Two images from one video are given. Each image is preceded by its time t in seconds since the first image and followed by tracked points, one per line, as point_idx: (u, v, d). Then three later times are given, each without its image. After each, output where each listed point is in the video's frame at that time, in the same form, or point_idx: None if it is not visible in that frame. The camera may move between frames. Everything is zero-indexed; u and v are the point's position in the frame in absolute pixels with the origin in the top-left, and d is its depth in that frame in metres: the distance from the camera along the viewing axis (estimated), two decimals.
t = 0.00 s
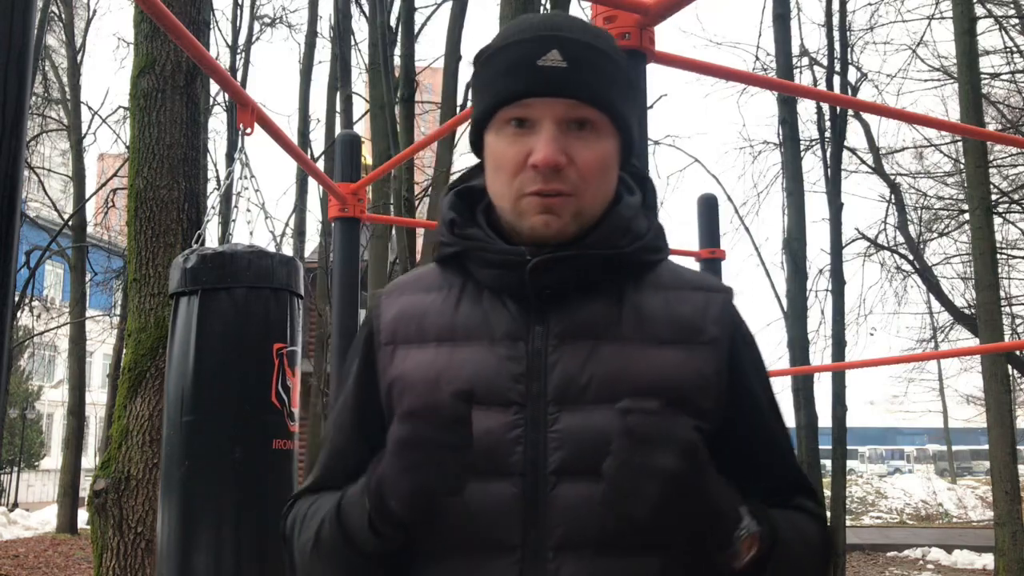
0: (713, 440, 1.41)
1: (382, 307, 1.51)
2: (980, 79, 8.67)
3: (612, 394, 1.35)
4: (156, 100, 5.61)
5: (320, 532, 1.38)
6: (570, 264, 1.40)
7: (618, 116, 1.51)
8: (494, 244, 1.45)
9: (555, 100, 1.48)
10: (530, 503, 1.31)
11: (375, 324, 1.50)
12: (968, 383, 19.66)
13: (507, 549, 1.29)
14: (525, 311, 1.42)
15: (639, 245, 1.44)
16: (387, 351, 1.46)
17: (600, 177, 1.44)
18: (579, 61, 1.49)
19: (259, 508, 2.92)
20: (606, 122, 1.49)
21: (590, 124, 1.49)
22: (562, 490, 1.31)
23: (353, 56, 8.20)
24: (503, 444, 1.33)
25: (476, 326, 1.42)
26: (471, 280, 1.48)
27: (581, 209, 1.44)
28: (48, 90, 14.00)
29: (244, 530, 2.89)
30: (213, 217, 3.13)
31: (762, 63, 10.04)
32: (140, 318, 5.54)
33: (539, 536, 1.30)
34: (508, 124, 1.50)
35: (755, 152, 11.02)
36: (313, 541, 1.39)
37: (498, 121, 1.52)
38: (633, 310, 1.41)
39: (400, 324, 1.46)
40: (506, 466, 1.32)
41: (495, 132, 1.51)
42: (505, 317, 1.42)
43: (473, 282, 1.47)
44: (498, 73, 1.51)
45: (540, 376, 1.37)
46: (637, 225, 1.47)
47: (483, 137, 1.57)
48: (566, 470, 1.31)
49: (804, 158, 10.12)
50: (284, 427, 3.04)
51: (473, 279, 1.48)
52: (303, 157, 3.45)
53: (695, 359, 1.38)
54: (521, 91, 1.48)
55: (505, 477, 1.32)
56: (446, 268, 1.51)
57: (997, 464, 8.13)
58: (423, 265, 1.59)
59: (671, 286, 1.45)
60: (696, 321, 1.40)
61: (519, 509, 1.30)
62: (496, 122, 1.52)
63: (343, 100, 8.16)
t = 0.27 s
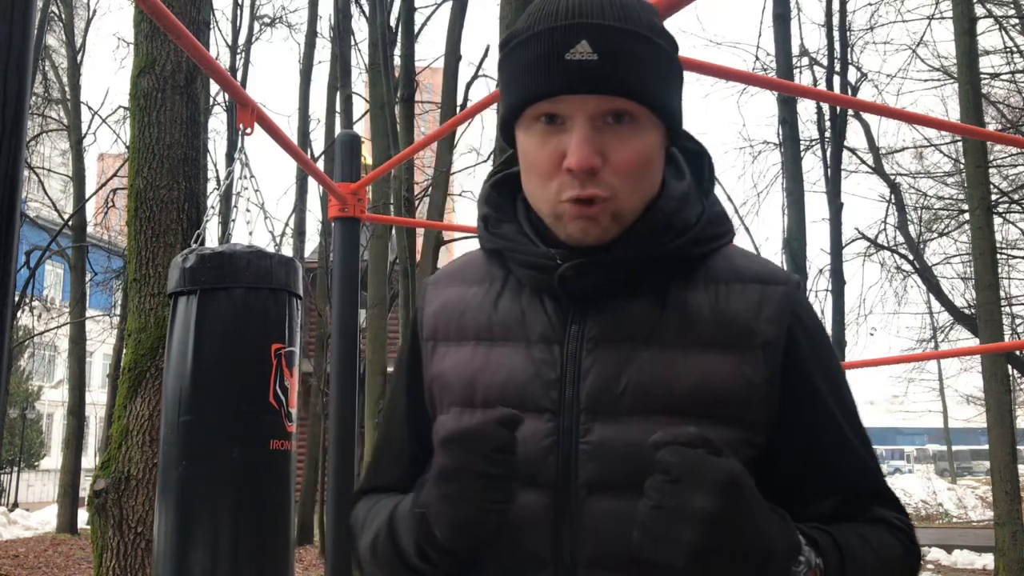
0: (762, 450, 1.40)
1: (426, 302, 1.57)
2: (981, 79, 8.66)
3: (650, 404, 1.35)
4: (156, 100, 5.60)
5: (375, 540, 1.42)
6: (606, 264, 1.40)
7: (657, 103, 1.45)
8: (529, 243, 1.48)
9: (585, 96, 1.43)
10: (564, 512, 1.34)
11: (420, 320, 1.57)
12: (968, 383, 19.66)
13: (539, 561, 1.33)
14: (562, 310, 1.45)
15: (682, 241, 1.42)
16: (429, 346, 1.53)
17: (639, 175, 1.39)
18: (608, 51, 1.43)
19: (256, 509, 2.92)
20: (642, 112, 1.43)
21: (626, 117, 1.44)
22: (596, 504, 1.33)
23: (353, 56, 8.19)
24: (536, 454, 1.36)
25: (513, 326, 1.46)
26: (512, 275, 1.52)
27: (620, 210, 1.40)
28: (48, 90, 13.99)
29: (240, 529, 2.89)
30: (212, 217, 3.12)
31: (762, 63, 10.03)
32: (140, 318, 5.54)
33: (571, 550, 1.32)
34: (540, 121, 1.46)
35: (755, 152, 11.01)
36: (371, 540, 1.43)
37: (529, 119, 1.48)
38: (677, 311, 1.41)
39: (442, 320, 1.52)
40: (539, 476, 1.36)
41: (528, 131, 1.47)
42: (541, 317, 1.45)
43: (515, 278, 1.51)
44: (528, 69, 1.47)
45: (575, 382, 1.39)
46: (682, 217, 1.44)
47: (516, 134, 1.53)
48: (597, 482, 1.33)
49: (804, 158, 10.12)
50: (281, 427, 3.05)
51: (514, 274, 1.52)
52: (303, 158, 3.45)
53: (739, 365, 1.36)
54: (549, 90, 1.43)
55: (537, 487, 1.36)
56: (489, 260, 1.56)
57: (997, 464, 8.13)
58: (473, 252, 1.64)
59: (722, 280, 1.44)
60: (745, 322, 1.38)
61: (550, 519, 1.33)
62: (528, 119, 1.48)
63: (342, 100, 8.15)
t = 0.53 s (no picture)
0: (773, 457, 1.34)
1: (440, 300, 1.57)
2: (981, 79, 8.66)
3: (657, 409, 1.29)
4: (156, 100, 5.61)
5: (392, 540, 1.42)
6: (614, 269, 1.35)
7: (673, 109, 1.37)
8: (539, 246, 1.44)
9: (598, 102, 1.35)
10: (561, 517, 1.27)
11: (434, 318, 1.57)
12: (968, 383, 19.68)
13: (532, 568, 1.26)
14: (570, 312, 1.41)
15: (694, 247, 1.37)
16: (440, 344, 1.53)
17: (652, 182, 1.33)
18: (624, 56, 1.34)
19: (253, 509, 2.92)
20: (658, 118, 1.36)
21: (641, 122, 1.36)
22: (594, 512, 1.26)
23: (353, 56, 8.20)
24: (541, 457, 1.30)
25: (521, 327, 1.42)
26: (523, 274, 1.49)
27: (630, 217, 1.34)
28: (48, 90, 14.01)
29: (239, 529, 2.89)
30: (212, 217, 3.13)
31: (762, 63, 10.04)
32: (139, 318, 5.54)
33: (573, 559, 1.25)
34: (551, 125, 1.39)
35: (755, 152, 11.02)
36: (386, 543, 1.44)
37: (540, 123, 1.40)
38: (687, 315, 1.35)
39: (453, 319, 1.51)
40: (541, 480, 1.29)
41: (537, 133, 1.41)
42: (549, 321, 1.41)
43: (525, 277, 1.48)
44: (539, 72, 1.40)
45: (582, 386, 1.34)
46: (696, 221, 1.39)
47: (525, 135, 1.46)
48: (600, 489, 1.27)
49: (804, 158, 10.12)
50: (280, 428, 3.05)
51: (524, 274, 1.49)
52: (303, 157, 3.45)
53: (750, 372, 1.30)
54: (560, 95, 1.36)
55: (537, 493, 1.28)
56: (502, 259, 1.54)
57: (997, 464, 8.13)
58: (487, 249, 1.62)
59: (735, 285, 1.37)
60: (756, 328, 1.32)
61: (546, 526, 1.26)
62: (538, 122, 1.41)
63: (343, 100, 8.15)
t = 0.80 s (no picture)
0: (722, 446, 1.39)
1: (395, 303, 1.57)
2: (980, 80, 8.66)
3: (614, 398, 1.34)
4: (156, 100, 5.61)
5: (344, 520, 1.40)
6: (574, 264, 1.39)
7: (630, 112, 1.48)
8: (500, 242, 1.46)
9: (566, 102, 1.45)
10: (529, 505, 1.32)
11: (388, 321, 1.56)
12: (968, 383, 19.67)
13: (505, 554, 1.30)
14: (530, 308, 1.43)
15: (649, 244, 1.43)
16: (397, 345, 1.52)
17: (614, 178, 1.43)
18: (590, 63, 1.45)
19: (253, 509, 2.92)
20: (618, 120, 1.47)
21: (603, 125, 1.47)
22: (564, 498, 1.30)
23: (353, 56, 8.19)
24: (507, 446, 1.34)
25: (481, 324, 1.44)
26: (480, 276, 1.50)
27: (594, 211, 1.43)
28: (48, 90, 13.99)
29: (238, 528, 2.90)
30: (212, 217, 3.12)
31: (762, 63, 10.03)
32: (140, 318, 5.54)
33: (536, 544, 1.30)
34: (520, 125, 1.48)
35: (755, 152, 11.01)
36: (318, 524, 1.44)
37: (509, 122, 1.50)
38: (641, 309, 1.40)
39: (411, 320, 1.52)
40: (506, 471, 1.32)
41: (506, 133, 1.50)
42: (507, 316, 1.43)
43: (482, 279, 1.50)
44: (510, 75, 1.49)
45: (542, 378, 1.38)
46: (648, 222, 1.47)
47: (493, 135, 1.55)
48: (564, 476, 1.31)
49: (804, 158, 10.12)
50: (280, 429, 3.04)
51: (481, 275, 1.50)
52: (303, 157, 3.45)
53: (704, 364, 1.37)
54: (531, 94, 1.46)
55: (506, 481, 1.32)
56: (457, 263, 1.55)
57: (997, 464, 8.14)
58: (440, 257, 1.63)
59: (683, 284, 1.44)
60: (705, 322, 1.39)
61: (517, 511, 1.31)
62: (508, 122, 1.50)
63: (343, 100, 8.15)
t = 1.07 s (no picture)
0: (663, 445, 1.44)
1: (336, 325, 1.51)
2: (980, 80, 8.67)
3: (558, 409, 1.41)
4: (156, 100, 5.61)
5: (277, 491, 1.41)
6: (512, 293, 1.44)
7: (545, 160, 1.46)
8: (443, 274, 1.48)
9: (482, 167, 1.42)
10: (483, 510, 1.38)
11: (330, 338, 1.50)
12: (969, 383, 19.67)
13: (460, 556, 1.36)
14: (476, 328, 1.47)
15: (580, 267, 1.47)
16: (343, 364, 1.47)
17: (538, 226, 1.42)
18: (498, 128, 1.42)
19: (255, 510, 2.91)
20: (535, 173, 1.44)
21: (521, 178, 1.44)
22: (518, 505, 1.37)
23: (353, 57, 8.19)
24: (459, 458, 1.39)
25: (431, 345, 1.46)
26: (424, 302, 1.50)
27: (522, 256, 1.42)
28: (48, 90, 13.98)
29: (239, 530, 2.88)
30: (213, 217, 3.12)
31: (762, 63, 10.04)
32: (140, 318, 5.54)
33: (492, 544, 1.36)
34: (441, 190, 1.45)
35: (755, 152, 11.02)
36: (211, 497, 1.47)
37: (430, 188, 1.47)
38: (578, 324, 1.45)
39: (357, 341, 1.48)
40: (460, 480, 1.38)
41: (429, 198, 1.47)
42: (455, 337, 1.46)
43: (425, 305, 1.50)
44: (424, 148, 1.46)
45: (490, 394, 1.42)
46: (576, 246, 1.50)
47: (418, 197, 1.53)
48: (518, 480, 1.38)
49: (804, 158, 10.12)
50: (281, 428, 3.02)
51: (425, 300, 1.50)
52: (303, 157, 3.45)
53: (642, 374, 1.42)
54: (446, 166, 1.43)
55: (458, 490, 1.38)
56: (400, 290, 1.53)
57: (997, 464, 8.14)
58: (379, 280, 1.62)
59: (613, 295, 1.48)
60: (637, 331, 1.43)
61: (471, 518, 1.37)
62: (430, 188, 1.47)
63: (343, 100, 8.15)
